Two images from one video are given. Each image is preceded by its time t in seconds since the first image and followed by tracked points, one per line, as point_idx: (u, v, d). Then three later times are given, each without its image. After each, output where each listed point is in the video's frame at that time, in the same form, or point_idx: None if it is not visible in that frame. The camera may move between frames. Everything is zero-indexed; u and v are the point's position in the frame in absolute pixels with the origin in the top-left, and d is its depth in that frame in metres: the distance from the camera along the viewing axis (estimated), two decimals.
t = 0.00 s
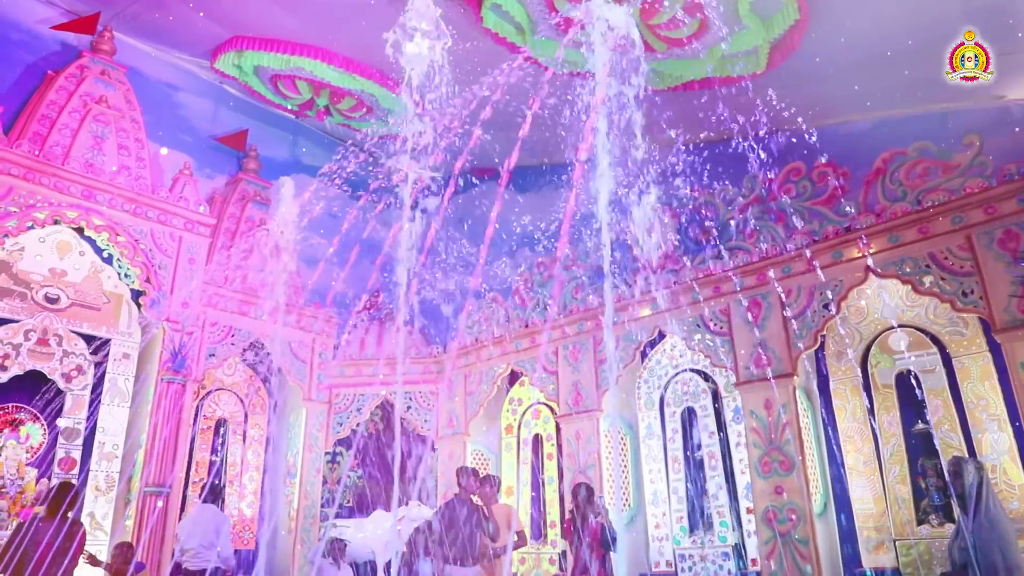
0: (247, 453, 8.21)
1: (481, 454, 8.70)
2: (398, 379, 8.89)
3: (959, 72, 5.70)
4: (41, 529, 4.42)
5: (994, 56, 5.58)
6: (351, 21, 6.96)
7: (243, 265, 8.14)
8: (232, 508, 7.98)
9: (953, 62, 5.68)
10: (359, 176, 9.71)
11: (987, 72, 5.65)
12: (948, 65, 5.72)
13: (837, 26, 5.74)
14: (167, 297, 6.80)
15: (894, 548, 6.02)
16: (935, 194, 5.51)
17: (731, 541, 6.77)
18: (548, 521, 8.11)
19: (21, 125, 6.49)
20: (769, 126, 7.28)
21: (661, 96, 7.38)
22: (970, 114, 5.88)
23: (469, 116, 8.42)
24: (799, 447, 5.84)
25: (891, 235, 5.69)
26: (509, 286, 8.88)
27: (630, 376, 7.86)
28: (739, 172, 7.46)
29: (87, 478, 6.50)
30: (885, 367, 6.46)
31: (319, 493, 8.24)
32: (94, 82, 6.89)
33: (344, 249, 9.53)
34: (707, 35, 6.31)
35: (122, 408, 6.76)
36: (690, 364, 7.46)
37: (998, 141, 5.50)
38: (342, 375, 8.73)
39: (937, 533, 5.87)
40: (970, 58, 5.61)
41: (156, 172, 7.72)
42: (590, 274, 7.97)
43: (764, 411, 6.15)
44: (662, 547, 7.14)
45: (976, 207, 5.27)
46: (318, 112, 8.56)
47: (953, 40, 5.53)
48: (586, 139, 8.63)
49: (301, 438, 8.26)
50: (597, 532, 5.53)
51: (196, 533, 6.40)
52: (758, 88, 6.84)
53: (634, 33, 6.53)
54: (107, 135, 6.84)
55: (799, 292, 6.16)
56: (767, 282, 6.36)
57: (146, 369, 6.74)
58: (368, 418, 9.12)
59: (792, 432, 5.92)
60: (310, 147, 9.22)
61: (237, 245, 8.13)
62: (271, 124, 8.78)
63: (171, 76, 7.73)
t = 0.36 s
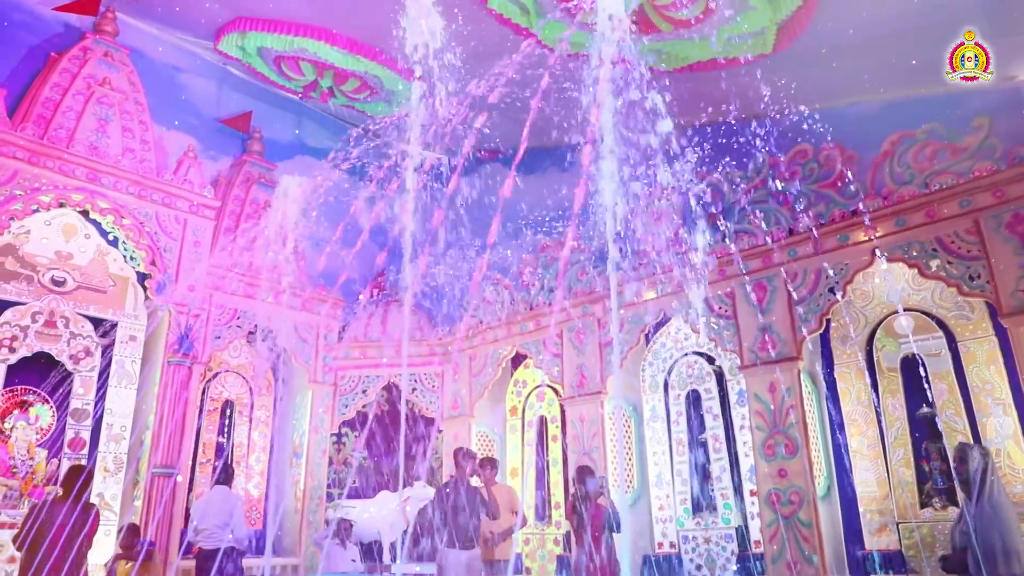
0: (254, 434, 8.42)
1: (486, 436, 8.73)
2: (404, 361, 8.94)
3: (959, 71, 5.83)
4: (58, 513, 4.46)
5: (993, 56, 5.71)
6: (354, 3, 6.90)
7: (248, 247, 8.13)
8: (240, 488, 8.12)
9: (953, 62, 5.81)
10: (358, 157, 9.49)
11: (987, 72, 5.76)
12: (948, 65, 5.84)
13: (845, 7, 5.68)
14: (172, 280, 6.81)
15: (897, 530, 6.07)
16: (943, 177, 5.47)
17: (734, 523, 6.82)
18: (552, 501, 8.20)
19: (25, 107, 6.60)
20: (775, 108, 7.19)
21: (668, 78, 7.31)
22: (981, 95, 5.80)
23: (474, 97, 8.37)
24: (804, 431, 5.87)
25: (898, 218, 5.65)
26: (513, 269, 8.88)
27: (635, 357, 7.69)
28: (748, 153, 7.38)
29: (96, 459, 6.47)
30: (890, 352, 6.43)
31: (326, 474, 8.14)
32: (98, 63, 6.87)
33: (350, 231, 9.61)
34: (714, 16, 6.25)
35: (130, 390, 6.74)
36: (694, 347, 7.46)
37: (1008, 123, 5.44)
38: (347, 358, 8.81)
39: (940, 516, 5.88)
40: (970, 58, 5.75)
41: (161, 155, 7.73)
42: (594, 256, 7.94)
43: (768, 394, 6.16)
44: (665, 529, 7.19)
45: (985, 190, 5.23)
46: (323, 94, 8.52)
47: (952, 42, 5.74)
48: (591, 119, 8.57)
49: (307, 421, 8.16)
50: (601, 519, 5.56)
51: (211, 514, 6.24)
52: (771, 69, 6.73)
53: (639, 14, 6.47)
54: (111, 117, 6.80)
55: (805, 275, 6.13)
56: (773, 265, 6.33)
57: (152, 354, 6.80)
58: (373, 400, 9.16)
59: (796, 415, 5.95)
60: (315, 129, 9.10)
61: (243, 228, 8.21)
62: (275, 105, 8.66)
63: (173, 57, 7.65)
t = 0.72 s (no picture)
0: (257, 434, 8.19)
1: (489, 437, 8.76)
2: (407, 361, 8.96)
3: (959, 72, 5.74)
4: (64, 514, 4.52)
5: (994, 56, 5.63)
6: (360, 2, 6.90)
7: (252, 246, 8.14)
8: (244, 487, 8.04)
9: (953, 62, 5.75)
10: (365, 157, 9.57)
11: (987, 72, 5.66)
12: (948, 65, 5.78)
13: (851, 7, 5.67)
14: (177, 280, 6.99)
15: (900, 535, 6.07)
16: (948, 181, 5.47)
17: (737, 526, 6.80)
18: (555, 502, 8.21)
19: (31, 107, 6.46)
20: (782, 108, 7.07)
21: (669, 79, 7.30)
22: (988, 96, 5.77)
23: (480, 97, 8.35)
24: (807, 434, 5.85)
25: (904, 221, 5.63)
26: (517, 270, 8.88)
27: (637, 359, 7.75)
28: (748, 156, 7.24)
29: (101, 457, 6.49)
30: (894, 355, 6.42)
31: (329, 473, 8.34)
32: (103, 62, 6.89)
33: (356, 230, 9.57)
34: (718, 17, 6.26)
35: (133, 388, 6.79)
36: (698, 349, 7.44)
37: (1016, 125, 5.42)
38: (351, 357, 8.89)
39: (944, 521, 5.88)
40: (970, 58, 5.68)
41: (167, 153, 7.73)
42: (599, 257, 7.95)
43: (772, 397, 6.14)
44: (668, 531, 7.18)
45: (991, 193, 5.20)
46: (328, 92, 8.50)
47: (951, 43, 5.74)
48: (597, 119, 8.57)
49: (311, 419, 8.33)
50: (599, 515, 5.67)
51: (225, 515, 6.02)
52: (771, 70, 6.74)
53: (644, 15, 6.48)
54: (117, 116, 6.88)
55: (810, 278, 6.11)
56: (777, 267, 6.31)
57: (157, 354, 6.91)
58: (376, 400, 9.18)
59: (799, 419, 5.93)
60: (320, 128, 9.08)
61: (247, 228, 8.18)
62: (280, 104, 8.63)
63: (180, 55, 7.62)
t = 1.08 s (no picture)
0: (262, 426, 8.25)
1: (492, 428, 8.80)
2: (411, 352, 8.98)
3: (958, 72, 5.76)
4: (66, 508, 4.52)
5: (993, 57, 5.65)
6: None
7: (255, 241, 8.15)
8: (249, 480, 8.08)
9: (952, 63, 5.76)
10: (367, 151, 9.63)
11: (987, 72, 5.68)
12: (948, 65, 5.79)
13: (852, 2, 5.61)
14: (179, 275, 6.99)
15: (902, 525, 6.08)
16: (951, 172, 5.48)
17: (741, 515, 6.85)
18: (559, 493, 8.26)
19: (29, 105, 6.41)
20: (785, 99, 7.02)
21: (672, 72, 7.24)
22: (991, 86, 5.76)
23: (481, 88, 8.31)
24: (809, 426, 5.86)
25: (908, 212, 5.61)
26: (519, 261, 8.87)
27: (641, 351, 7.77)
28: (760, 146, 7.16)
29: (107, 452, 6.55)
30: (897, 347, 6.40)
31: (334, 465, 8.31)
32: (102, 58, 6.84)
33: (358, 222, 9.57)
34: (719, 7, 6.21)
35: (140, 382, 6.81)
36: (701, 340, 7.46)
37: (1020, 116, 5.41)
38: (354, 350, 8.83)
39: (946, 511, 5.90)
40: (970, 58, 5.69)
41: (167, 148, 7.67)
42: (601, 250, 7.95)
43: (775, 388, 6.15)
44: (672, 521, 7.22)
45: (995, 184, 5.18)
46: (328, 86, 8.48)
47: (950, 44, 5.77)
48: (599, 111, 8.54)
49: (316, 411, 8.30)
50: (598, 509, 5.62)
51: (248, 508, 6.29)
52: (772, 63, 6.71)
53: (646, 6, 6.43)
54: (117, 112, 6.87)
55: (813, 269, 6.09)
56: (779, 259, 6.29)
57: (161, 349, 6.92)
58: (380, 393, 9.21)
59: (802, 410, 5.94)
60: (320, 121, 9.11)
61: (249, 222, 8.10)
62: (280, 97, 8.68)
63: (180, 50, 7.64)
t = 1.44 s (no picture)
0: (274, 407, 8.21)
1: (502, 408, 8.77)
2: (420, 335, 9.09)
3: (958, 72, 5.76)
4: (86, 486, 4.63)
5: (994, 57, 5.64)
6: None
7: (266, 222, 8.18)
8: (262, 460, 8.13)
9: (953, 62, 5.77)
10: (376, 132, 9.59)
11: (987, 72, 5.62)
12: (948, 65, 5.77)
13: None
14: (190, 257, 7.01)
15: (911, 506, 6.10)
16: (966, 151, 5.41)
17: (750, 496, 6.88)
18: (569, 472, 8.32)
19: (40, 87, 6.35)
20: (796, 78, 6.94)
21: (679, 53, 7.18)
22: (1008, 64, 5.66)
23: (490, 68, 8.25)
24: (819, 408, 5.86)
25: (921, 193, 5.57)
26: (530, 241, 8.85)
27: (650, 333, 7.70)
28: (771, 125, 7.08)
29: (122, 431, 6.66)
30: (909, 329, 6.37)
31: (345, 445, 8.42)
32: (111, 39, 6.84)
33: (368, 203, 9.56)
34: None
35: (152, 364, 6.89)
36: (711, 321, 7.44)
37: None
38: (365, 331, 8.91)
39: (956, 493, 5.88)
40: (970, 58, 5.71)
41: (177, 130, 7.52)
42: (611, 230, 7.92)
43: (785, 370, 6.15)
44: (681, 501, 7.24)
45: (1011, 165, 5.14)
46: (336, 66, 8.45)
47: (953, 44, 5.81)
48: (609, 89, 8.45)
49: (327, 392, 8.36)
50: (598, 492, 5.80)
51: (272, 489, 6.69)
52: (786, 43, 6.56)
53: None
54: (126, 94, 6.88)
55: (825, 250, 6.05)
56: (790, 240, 6.25)
57: (174, 331, 6.90)
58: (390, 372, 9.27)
59: (811, 392, 5.94)
60: (329, 102, 9.01)
61: (259, 203, 8.11)
62: (290, 78, 8.60)
63: (188, 30, 7.61)
